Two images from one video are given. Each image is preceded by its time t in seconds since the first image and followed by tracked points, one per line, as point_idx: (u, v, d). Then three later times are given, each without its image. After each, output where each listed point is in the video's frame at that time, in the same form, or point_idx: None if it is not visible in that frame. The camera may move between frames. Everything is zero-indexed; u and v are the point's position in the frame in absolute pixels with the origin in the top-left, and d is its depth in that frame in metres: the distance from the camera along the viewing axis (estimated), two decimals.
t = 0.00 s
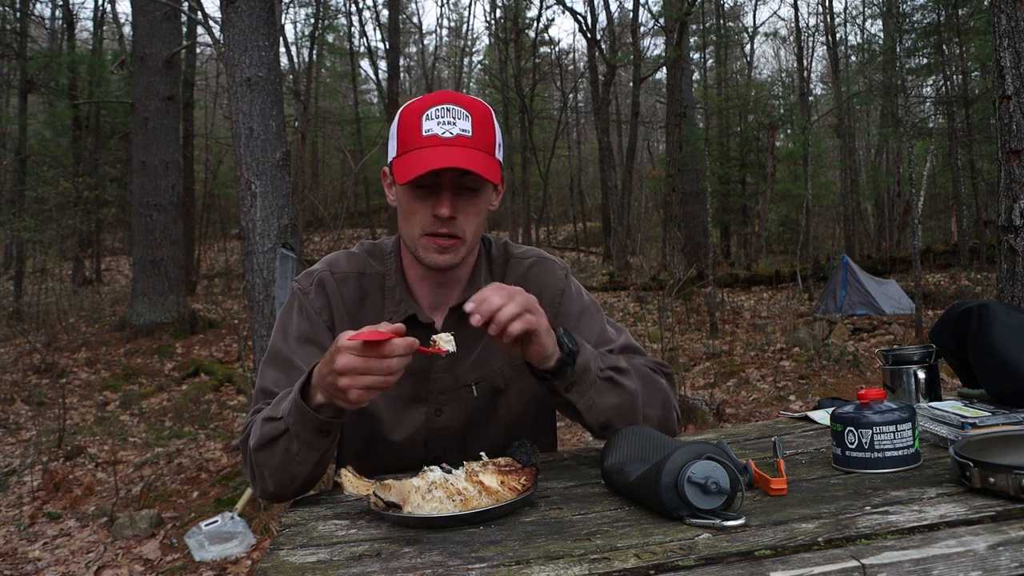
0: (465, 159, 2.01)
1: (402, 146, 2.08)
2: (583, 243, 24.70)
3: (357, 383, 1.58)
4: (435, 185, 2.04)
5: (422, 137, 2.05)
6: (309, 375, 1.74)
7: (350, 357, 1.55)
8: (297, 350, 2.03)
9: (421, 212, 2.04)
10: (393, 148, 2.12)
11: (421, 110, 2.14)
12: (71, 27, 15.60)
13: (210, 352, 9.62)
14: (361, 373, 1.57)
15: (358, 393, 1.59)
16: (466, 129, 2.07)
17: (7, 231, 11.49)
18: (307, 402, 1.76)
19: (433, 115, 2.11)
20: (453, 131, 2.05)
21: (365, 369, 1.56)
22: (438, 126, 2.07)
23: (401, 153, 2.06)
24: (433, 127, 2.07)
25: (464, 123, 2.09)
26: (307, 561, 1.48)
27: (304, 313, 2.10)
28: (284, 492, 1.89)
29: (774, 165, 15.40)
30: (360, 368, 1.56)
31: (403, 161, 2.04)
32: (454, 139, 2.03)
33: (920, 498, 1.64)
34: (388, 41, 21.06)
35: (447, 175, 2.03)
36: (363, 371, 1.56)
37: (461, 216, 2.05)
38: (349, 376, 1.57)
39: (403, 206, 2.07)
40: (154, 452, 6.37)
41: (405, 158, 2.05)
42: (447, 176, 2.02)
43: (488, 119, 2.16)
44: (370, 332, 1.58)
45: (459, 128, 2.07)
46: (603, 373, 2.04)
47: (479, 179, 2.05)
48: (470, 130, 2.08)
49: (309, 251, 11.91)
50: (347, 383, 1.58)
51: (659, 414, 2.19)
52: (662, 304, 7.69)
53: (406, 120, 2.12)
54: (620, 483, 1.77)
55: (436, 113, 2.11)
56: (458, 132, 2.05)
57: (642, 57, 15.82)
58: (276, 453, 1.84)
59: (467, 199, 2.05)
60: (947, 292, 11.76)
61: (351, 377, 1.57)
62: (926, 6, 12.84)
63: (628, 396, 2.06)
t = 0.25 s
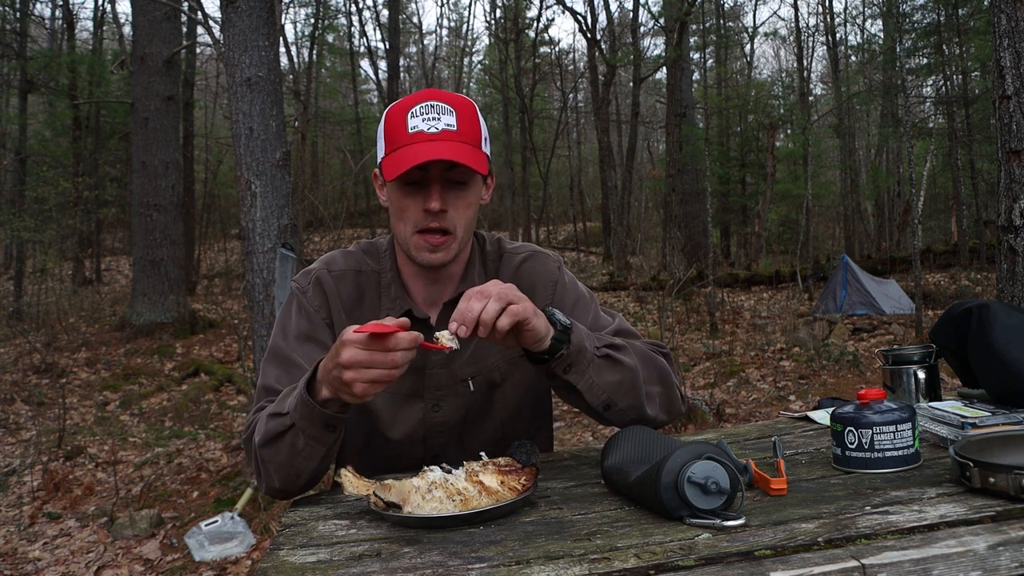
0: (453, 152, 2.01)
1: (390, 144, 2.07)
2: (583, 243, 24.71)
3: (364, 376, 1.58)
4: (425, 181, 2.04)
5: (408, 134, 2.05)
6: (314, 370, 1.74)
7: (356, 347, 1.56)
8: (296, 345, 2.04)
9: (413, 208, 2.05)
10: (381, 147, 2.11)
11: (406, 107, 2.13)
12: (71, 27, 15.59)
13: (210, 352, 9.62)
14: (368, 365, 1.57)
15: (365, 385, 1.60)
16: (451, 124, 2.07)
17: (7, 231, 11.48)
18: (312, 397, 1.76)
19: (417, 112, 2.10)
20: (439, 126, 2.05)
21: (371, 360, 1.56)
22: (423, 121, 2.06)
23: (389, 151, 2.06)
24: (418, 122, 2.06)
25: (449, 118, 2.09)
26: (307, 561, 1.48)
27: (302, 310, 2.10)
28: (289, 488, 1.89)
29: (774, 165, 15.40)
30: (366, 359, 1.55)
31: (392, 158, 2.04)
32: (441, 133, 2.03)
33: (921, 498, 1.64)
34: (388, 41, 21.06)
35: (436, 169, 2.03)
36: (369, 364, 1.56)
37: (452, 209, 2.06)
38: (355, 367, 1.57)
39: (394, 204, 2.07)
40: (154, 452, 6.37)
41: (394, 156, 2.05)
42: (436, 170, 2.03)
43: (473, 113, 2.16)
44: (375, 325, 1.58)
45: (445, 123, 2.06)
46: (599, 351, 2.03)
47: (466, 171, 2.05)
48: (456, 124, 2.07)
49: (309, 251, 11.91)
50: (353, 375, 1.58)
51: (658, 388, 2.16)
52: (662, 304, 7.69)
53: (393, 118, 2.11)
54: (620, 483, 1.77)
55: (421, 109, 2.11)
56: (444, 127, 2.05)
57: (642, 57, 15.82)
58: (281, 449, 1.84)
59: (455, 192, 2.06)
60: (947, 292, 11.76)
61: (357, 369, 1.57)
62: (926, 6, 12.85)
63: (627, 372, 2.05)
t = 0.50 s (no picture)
0: (449, 149, 2.01)
1: (386, 142, 2.07)
2: (583, 243, 24.71)
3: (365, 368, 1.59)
4: (421, 177, 2.04)
5: (404, 132, 2.04)
6: (315, 366, 1.74)
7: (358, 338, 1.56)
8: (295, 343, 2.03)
9: (410, 204, 2.05)
10: (378, 146, 2.11)
11: (401, 106, 2.13)
12: (71, 27, 15.59)
13: (210, 352, 9.62)
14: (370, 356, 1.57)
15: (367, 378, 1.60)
16: (447, 121, 2.06)
17: (7, 231, 11.48)
18: (314, 392, 1.76)
19: (413, 111, 2.10)
20: (434, 124, 2.04)
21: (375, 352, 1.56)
22: (419, 120, 2.06)
23: (385, 149, 2.06)
24: (414, 121, 2.05)
25: (445, 115, 2.08)
26: (307, 561, 1.48)
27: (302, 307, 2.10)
28: (291, 483, 1.89)
29: (774, 165, 15.40)
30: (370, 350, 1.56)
31: (388, 156, 2.03)
32: (436, 131, 2.03)
33: (921, 498, 1.64)
34: (388, 41, 21.05)
35: (433, 166, 2.03)
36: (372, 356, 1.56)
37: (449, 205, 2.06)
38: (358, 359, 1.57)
39: (391, 201, 2.07)
40: (154, 452, 6.37)
41: (390, 153, 2.04)
42: (432, 167, 2.03)
43: (469, 111, 2.15)
44: (377, 317, 1.58)
45: (440, 121, 2.06)
46: (596, 354, 2.03)
47: (462, 167, 2.05)
48: (451, 122, 2.07)
49: (309, 251, 11.91)
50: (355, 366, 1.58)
51: (654, 390, 2.16)
52: (663, 304, 7.68)
53: (388, 117, 2.11)
54: (620, 483, 1.77)
55: (416, 108, 2.10)
56: (439, 125, 2.04)
57: (642, 57, 15.82)
58: (282, 445, 1.84)
59: (452, 189, 2.06)
60: (947, 292, 11.76)
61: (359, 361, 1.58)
62: (926, 6, 12.86)
63: (623, 374, 2.05)
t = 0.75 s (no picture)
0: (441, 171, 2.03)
1: (378, 161, 2.09)
2: (583, 243, 24.70)
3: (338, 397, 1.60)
4: (412, 199, 2.06)
5: (395, 152, 2.06)
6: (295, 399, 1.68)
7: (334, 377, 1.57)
8: (285, 362, 2.01)
9: (398, 225, 2.02)
10: (371, 165, 2.13)
11: (398, 126, 2.15)
12: (71, 27, 15.59)
13: (210, 351, 9.62)
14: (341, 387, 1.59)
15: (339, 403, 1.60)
16: (440, 143, 2.07)
17: (7, 231, 11.48)
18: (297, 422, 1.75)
19: (408, 131, 2.12)
20: (427, 145, 2.06)
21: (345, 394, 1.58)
22: (412, 140, 2.07)
23: (377, 169, 2.07)
24: (407, 142, 2.07)
25: (439, 137, 2.10)
26: (307, 561, 1.48)
27: (293, 323, 2.07)
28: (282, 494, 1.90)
29: (774, 165, 15.40)
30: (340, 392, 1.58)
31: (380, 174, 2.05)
32: (428, 152, 2.04)
33: (920, 497, 1.64)
34: (388, 41, 21.05)
35: (424, 187, 2.05)
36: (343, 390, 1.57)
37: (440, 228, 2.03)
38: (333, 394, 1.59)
39: (381, 220, 2.05)
40: (154, 452, 6.37)
41: (381, 172, 2.06)
42: (420, 188, 2.05)
43: (463, 132, 2.17)
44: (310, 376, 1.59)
45: (434, 142, 2.07)
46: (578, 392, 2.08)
47: (453, 190, 2.07)
48: (445, 144, 2.08)
49: (309, 251, 11.91)
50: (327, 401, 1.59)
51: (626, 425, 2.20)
52: (662, 304, 7.68)
53: (382, 137, 2.13)
54: (620, 483, 1.77)
55: (411, 129, 2.12)
56: (432, 146, 2.06)
57: (642, 57, 15.82)
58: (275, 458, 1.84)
59: (444, 212, 2.06)
60: (947, 292, 11.76)
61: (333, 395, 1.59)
62: (926, 6, 12.85)
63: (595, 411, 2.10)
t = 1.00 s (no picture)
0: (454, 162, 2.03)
1: (390, 151, 2.07)
2: (583, 243, 24.70)
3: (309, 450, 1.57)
4: (423, 189, 2.07)
5: (408, 142, 2.05)
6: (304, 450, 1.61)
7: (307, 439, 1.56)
8: (287, 357, 2.01)
9: (408, 215, 2.03)
10: (381, 155, 2.11)
11: (410, 117, 2.14)
12: (71, 27, 15.59)
13: (210, 352, 9.62)
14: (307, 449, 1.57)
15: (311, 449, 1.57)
16: (454, 135, 2.07)
17: (7, 231, 11.48)
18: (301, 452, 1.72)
19: (421, 122, 2.10)
20: (441, 137, 2.05)
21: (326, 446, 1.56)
22: (426, 131, 2.06)
23: (388, 159, 2.07)
24: (420, 132, 2.06)
25: (453, 129, 2.09)
26: (307, 561, 1.48)
27: (296, 318, 2.07)
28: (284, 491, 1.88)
29: (774, 165, 15.40)
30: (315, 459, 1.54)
31: (393, 165, 2.04)
32: (441, 143, 2.04)
33: (920, 498, 1.64)
34: (388, 41, 21.05)
35: (435, 178, 2.06)
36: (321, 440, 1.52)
37: (451, 218, 2.04)
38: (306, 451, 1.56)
39: (391, 210, 2.07)
40: (154, 452, 6.37)
41: (393, 163, 2.04)
42: (433, 177, 2.06)
43: (475, 125, 2.16)
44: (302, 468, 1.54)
45: (447, 134, 2.07)
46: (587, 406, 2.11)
47: (465, 181, 2.08)
48: (459, 137, 2.08)
49: (309, 251, 11.92)
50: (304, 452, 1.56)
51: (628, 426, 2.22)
52: (662, 304, 7.67)
53: (394, 126, 2.12)
54: (619, 483, 1.77)
55: (425, 120, 2.11)
56: (446, 138, 2.05)
57: (642, 57, 15.82)
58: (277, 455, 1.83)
59: (454, 203, 2.07)
60: (947, 292, 11.75)
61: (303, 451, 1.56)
62: (926, 6, 12.85)
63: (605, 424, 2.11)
